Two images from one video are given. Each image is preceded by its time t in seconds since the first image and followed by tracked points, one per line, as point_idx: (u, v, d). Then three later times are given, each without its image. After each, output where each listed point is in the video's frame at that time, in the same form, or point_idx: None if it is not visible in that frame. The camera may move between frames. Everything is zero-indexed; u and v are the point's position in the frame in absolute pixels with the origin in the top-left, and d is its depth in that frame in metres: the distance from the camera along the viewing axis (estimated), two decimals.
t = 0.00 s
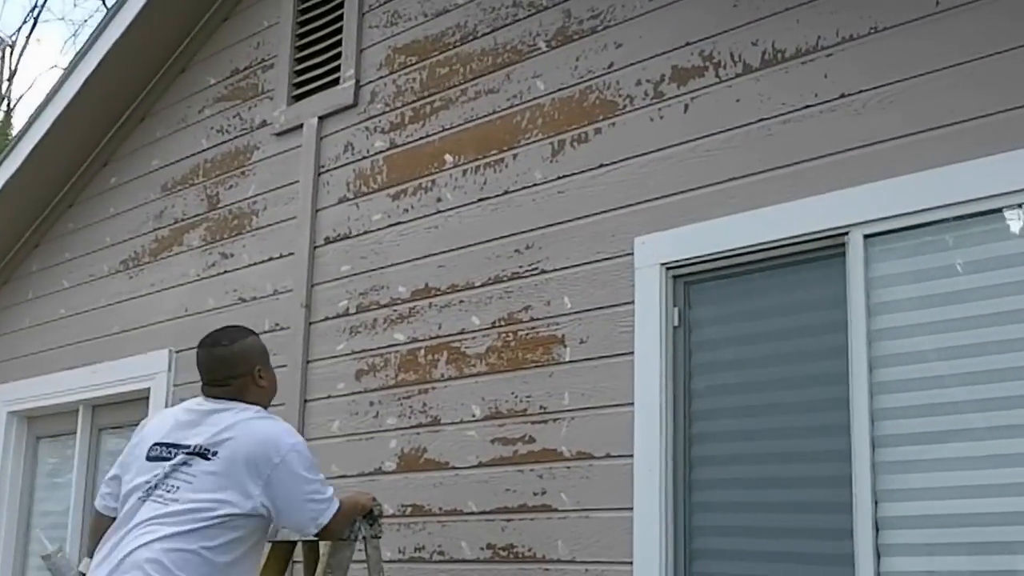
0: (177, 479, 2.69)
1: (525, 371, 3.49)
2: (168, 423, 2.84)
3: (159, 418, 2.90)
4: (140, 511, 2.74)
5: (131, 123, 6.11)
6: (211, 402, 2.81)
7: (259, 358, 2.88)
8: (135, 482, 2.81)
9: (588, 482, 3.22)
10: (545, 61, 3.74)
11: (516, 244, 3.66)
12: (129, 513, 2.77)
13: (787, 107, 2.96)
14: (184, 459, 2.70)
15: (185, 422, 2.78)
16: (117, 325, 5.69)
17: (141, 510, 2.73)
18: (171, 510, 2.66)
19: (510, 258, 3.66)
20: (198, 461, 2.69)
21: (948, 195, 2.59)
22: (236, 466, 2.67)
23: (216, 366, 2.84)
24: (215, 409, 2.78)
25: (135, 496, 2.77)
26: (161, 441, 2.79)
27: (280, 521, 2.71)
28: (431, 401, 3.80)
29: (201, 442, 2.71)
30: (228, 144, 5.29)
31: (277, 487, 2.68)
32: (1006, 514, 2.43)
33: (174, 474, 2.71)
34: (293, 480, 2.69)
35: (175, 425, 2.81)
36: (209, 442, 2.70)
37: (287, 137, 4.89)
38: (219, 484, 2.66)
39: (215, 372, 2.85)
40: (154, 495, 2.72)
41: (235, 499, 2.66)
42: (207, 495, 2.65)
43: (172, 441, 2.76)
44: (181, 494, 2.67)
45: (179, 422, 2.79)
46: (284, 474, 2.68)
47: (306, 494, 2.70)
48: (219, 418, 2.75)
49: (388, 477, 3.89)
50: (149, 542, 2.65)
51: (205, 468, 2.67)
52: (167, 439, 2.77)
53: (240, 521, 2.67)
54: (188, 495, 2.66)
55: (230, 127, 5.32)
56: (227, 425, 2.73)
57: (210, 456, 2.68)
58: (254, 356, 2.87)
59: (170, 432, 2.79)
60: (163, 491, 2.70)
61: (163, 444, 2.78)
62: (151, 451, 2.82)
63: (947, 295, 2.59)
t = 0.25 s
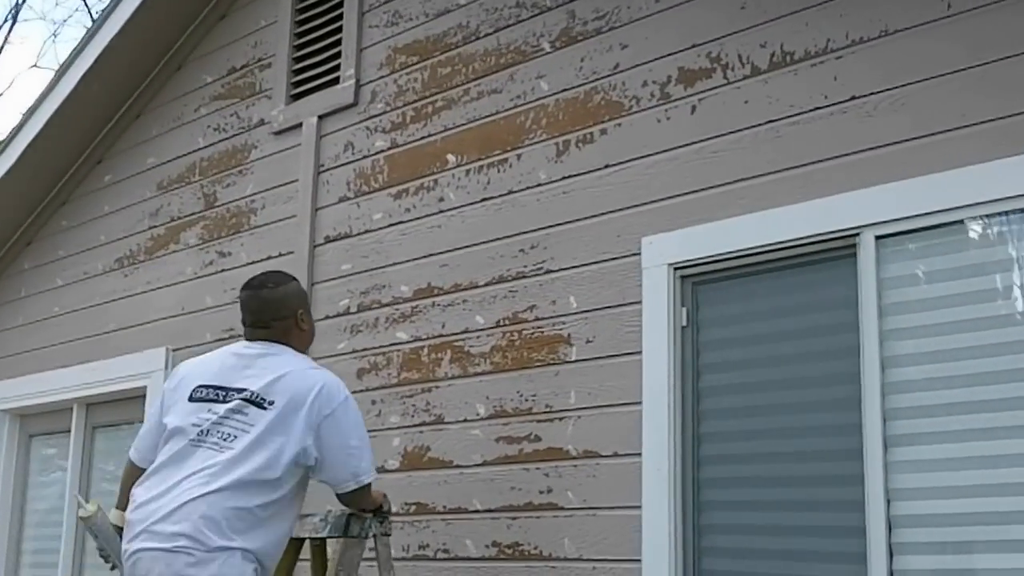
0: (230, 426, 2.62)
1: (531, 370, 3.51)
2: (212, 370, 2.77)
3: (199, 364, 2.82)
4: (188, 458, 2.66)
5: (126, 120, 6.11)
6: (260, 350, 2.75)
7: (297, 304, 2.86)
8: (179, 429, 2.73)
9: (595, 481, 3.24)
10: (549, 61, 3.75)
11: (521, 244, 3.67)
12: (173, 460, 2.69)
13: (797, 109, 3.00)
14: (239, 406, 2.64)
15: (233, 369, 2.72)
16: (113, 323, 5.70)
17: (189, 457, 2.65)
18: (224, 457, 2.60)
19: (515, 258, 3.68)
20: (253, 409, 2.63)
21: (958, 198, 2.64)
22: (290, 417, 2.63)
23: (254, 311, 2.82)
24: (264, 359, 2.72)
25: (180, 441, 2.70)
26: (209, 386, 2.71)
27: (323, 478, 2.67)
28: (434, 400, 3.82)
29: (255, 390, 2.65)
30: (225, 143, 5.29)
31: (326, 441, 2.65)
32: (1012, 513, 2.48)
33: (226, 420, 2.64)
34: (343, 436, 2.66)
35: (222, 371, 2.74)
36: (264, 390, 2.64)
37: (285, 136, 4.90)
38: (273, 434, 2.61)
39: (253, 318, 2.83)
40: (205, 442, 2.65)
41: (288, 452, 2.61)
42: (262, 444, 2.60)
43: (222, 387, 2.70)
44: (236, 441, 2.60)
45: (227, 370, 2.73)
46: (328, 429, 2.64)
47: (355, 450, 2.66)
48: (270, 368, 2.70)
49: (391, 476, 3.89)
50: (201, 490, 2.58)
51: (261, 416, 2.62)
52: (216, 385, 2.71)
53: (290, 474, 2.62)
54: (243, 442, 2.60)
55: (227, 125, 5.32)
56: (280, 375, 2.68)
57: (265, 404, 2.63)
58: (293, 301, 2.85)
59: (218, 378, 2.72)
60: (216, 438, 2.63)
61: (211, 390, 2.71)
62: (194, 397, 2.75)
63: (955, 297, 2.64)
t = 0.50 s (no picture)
0: (263, 405, 2.66)
1: (535, 369, 3.54)
2: (235, 353, 2.79)
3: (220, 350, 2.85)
4: (220, 439, 2.68)
5: (120, 118, 6.10)
6: (282, 334, 2.79)
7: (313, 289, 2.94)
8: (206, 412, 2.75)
9: (601, 479, 3.27)
10: (553, 63, 3.78)
11: (524, 244, 3.70)
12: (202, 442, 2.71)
13: (803, 112, 3.04)
14: (270, 386, 2.67)
15: (259, 351, 2.75)
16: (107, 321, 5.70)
17: (221, 438, 2.68)
18: (259, 437, 2.63)
19: (519, 258, 3.70)
20: (284, 388, 2.67)
21: (965, 200, 2.68)
22: (319, 397, 2.68)
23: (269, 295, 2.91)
24: (289, 341, 2.76)
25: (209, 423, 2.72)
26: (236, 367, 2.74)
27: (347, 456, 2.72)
28: (437, 399, 3.84)
29: (285, 370, 2.69)
30: (222, 142, 5.29)
31: (353, 419, 2.69)
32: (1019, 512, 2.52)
33: (257, 400, 2.68)
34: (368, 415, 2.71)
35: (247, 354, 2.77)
36: (294, 370, 2.69)
37: (283, 135, 4.91)
38: (304, 412, 2.65)
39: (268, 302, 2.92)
40: (236, 423, 2.67)
41: (319, 431, 2.66)
42: (296, 422, 2.64)
43: (250, 368, 2.73)
44: (270, 420, 2.64)
45: (252, 352, 2.76)
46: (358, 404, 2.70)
47: (379, 429, 2.72)
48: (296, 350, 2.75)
49: (393, 474, 3.91)
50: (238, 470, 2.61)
51: (292, 396, 2.66)
52: (243, 367, 2.74)
53: (321, 453, 2.66)
54: (276, 421, 2.63)
55: (223, 124, 5.33)
56: (307, 357, 2.72)
57: (296, 384, 2.67)
58: (308, 286, 2.93)
59: (244, 361, 2.75)
60: (249, 418, 2.66)
61: (238, 372, 2.74)
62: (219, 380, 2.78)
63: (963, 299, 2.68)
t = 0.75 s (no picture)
0: (287, 377, 2.91)
1: (539, 368, 3.57)
2: (258, 341, 3.06)
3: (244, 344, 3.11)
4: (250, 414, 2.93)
5: (114, 116, 6.09)
6: (300, 321, 3.06)
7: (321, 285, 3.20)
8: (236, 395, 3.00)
9: (606, 478, 3.30)
10: (555, 64, 3.81)
11: (527, 244, 3.73)
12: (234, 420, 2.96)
13: (809, 114, 3.10)
14: (294, 360, 2.94)
15: (281, 336, 3.02)
16: (101, 319, 5.72)
17: (251, 412, 2.92)
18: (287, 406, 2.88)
19: (522, 257, 3.73)
20: (306, 362, 2.93)
21: (972, 203, 2.75)
22: (338, 369, 2.93)
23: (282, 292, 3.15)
24: (307, 326, 3.03)
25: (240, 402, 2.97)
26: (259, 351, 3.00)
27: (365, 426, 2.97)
28: (440, 397, 3.86)
29: (305, 347, 2.95)
30: (218, 141, 5.30)
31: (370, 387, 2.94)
32: None
33: (281, 375, 2.93)
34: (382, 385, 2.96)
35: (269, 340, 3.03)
36: (313, 346, 2.95)
37: (280, 135, 4.92)
38: (329, 381, 2.91)
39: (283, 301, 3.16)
40: (265, 397, 2.92)
41: (343, 402, 2.91)
42: (318, 392, 2.89)
43: (273, 350, 2.99)
44: (299, 389, 2.89)
45: (274, 337, 3.02)
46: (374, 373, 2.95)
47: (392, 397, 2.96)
48: (314, 332, 3.01)
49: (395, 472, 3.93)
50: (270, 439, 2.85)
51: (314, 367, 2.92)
52: (267, 349, 3.00)
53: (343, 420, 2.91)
54: (301, 390, 2.89)
55: (219, 123, 5.34)
56: (323, 336, 2.99)
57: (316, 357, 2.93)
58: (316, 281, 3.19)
59: (267, 345, 3.01)
60: (278, 390, 2.91)
61: (263, 355, 3.00)
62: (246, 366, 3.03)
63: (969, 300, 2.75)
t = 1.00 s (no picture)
0: (300, 334, 2.99)
1: (542, 367, 3.61)
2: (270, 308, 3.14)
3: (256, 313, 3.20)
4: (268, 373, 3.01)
5: (107, 114, 6.08)
6: (307, 285, 3.13)
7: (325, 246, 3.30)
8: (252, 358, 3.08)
9: (611, 476, 3.34)
10: (557, 66, 3.85)
11: (530, 244, 3.76)
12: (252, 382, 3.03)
13: (814, 118, 3.15)
14: (306, 319, 3.00)
15: (290, 299, 3.09)
16: (95, 316, 5.74)
17: (268, 371, 3.00)
18: (302, 361, 2.95)
19: (525, 258, 3.76)
20: (318, 320, 2.99)
21: (976, 205, 2.81)
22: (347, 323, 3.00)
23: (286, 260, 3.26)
24: (314, 289, 3.10)
25: (257, 364, 3.05)
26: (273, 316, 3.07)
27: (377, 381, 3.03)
28: (442, 396, 3.88)
29: (315, 306, 3.02)
30: (213, 140, 5.31)
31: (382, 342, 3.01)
32: None
33: (294, 333, 3.01)
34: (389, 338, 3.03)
35: (280, 305, 3.11)
36: (321, 304, 3.02)
37: (278, 134, 4.93)
38: (342, 335, 2.97)
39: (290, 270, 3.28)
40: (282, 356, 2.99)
41: (357, 355, 2.98)
42: (331, 344, 2.96)
43: (284, 312, 3.06)
44: (313, 345, 2.95)
45: (284, 302, 3.10)
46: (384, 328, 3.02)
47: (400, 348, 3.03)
48: (321, 293, 3.09)
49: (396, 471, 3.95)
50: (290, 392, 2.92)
51: (324, 323, 2.99)
52: (278, 313, 3.07)
53: (357, 373, 2.98)
54: (315, 344, 2.96)
55: (215, 122, 5.35)
56: (331, 295, 3.06)
57: (326, 313, 3.00)
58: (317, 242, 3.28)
59: (278, 310, 3.09)
60: (294, 349, 2.98)
61: (274, 319, 3.07)
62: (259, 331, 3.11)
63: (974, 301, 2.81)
